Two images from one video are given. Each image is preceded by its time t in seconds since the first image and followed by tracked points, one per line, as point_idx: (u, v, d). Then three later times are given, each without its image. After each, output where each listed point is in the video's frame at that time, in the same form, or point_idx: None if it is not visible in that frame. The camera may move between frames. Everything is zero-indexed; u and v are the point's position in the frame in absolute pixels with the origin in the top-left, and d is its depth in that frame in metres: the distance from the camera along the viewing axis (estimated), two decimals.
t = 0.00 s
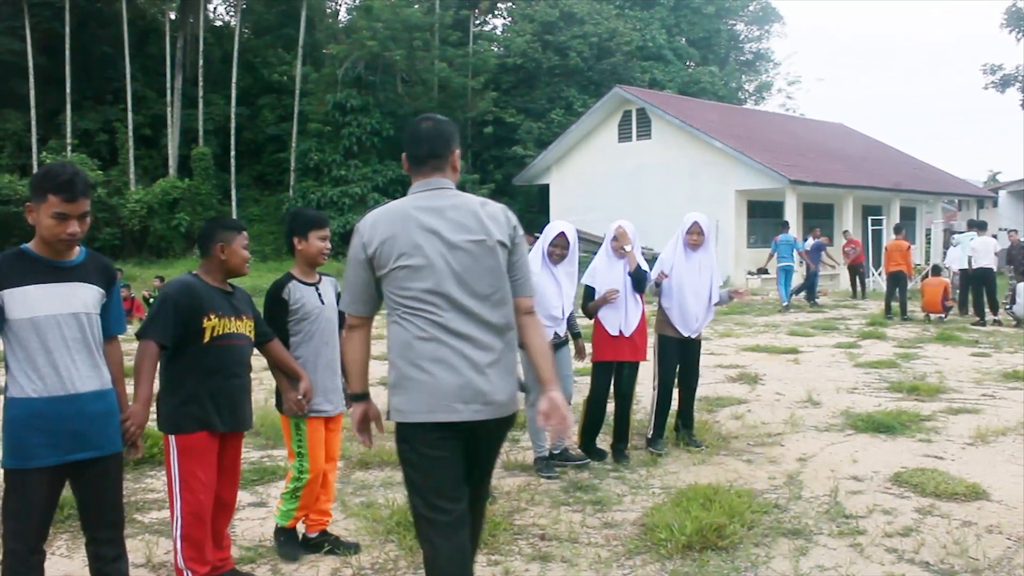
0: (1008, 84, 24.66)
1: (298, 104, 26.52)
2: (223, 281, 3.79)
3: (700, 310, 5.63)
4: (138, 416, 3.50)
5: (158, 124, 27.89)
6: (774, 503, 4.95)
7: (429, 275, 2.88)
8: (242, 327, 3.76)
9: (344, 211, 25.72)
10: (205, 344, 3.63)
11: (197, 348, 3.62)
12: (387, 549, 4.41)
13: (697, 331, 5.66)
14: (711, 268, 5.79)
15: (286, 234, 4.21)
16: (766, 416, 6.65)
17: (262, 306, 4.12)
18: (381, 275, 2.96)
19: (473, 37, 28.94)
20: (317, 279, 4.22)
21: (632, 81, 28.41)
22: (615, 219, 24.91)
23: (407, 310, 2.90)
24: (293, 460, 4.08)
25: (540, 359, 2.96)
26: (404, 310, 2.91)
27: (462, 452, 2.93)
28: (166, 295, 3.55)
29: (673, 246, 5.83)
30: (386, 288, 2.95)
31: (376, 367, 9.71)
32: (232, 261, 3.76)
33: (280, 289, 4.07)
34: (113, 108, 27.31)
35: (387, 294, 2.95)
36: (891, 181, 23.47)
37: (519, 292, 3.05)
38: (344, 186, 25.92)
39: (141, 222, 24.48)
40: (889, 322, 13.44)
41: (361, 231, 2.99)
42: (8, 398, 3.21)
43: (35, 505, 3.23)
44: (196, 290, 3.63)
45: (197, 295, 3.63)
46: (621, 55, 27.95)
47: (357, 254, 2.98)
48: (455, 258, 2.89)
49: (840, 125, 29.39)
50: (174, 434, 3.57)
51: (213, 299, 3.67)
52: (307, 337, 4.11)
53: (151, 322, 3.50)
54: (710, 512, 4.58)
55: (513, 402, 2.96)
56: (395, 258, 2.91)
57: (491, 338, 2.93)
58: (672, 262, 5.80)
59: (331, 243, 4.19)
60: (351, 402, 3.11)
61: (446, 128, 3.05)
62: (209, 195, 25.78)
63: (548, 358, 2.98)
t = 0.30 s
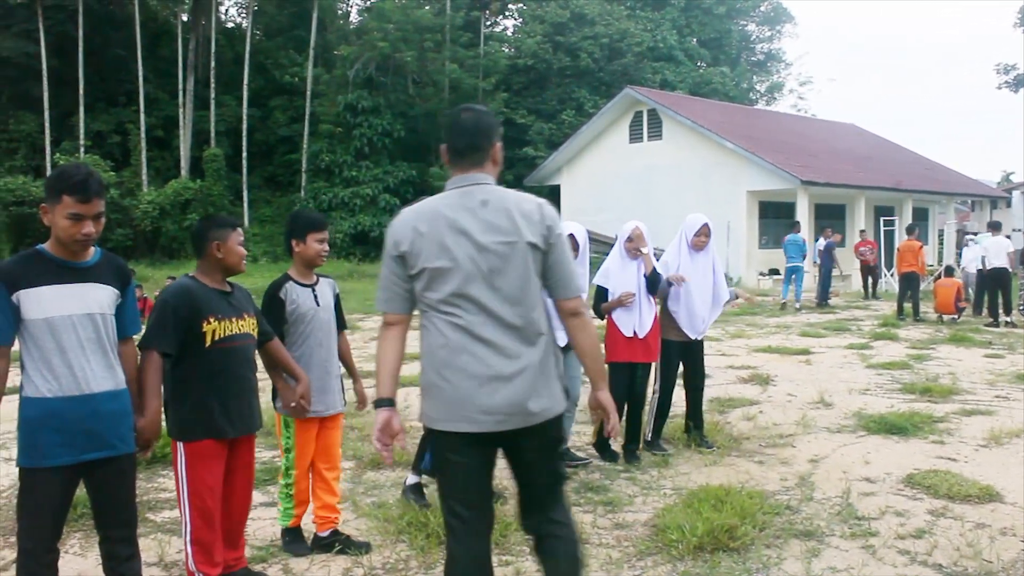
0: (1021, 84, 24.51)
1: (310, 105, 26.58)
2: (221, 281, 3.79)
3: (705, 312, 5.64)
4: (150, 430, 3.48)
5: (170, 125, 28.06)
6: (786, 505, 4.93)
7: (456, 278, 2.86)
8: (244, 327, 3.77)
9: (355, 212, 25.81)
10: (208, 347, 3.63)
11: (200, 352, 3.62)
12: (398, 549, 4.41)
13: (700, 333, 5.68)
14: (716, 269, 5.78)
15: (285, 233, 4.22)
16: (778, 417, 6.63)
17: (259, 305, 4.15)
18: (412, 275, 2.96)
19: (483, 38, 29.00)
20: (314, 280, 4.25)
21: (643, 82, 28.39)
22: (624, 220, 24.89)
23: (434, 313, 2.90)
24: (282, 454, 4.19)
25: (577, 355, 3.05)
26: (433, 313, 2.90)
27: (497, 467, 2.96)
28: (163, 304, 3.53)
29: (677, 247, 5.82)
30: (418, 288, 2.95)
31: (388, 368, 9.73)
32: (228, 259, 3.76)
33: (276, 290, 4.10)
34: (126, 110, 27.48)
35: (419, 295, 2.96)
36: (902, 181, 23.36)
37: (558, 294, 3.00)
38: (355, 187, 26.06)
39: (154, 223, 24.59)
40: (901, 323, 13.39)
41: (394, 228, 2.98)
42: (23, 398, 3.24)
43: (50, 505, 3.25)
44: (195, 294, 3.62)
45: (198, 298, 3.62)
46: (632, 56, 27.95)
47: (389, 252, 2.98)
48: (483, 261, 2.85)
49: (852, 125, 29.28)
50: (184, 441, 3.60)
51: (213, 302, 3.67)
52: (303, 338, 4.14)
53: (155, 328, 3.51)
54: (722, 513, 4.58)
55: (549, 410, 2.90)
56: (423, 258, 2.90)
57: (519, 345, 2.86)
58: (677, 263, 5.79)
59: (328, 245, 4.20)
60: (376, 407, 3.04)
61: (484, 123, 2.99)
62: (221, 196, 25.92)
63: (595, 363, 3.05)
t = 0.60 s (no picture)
0: None
1: (325, 105, 26.59)
2: (228, 282, 3.79)
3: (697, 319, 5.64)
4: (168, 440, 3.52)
5: (186, 126, 28.21)
6: (801, 506, 4.91)
7: (553, 287, 2.68)
8: (252, 330, 3.78)
9: (370, 212, 25.87)
10: (218, 354, 3.64)
11: (208, 360, 3.63)
12: (414, 549, 4.42)
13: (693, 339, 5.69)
14: (711, 275, 5.88)
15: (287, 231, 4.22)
16: (794, 418, 6.61)
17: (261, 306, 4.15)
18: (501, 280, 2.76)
19: (497, 38, 29.01)
20: (317, 278, 4.25)
21: (658, 81, 28.34)
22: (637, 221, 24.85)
23: (524, 320, 2.72)
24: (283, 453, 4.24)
25: (651, 373, 2.94)
26: (524, 323, 2.72)
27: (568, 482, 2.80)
28: (171, 310, 3.54)
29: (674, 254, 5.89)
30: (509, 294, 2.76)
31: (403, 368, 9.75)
32: (234, 259, 3.76)
33: (279, 290, 4.12)
34: (142, 111, 27.61)
35: (508, 303, 2.77)
36: (917, 181, 23.21)
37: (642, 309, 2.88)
38: (370, 187, 26.13)
39: (170, 224, 24.68)
40: (917, 323, 13.30)
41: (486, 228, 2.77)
42: (44, 397, 3.25)
43: (71, 505, 3.28)
44: (202, 300, 3.63)
45: (205, 305, 3.63)
46: (647, 56, 27.91)
47: (479, 255, 2.76)
48: (583, 269, 2.70)
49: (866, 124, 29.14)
50: (196, 446, 3.64)
51: (219, 306, 3.67)
52: (306, 338, 4.16)
53: (168, 336, 3.52)
54: (737, 515, 4.56)
55: (634, 427, 2.76)
56: (518, 261, 2.71)
57: (612, 358, 2.71)
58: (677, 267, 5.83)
59: (330, 243, 4.20)
60: (449, 404, 3.01)
61: (581, 124, 2.86)
62: (236, 196, 26.02)
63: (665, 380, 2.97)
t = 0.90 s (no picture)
0: None
1: (339, 106, 26.66)
2: (251, 279, 3.82)
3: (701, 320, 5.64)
4: (198, 436, 3.50)
5: (202, 127, 28.35)
6: (817, 507, 4.89)
7: (643, 276, 2.66)
8: (275, 327, 3.79)
9: (384, 212, 25.92)
10: (236, 348, 3.66)
11: (229, 355, 3.65)
12: (429, 548, 4.43)
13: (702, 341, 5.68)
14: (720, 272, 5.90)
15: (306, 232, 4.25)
16: (809, 419, 6.58)
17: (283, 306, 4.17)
18: (589, 265, 2.74)
19: (512, 38, 29.01)
20: (337, 278, 4.27)
21: (673, 81, 28.27)
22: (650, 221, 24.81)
23: (610, 311, 2.69)
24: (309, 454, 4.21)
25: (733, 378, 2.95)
26: (610, 311, 2.70)
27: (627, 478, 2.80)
28: (192, 306, 3.57)
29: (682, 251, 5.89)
30: (596, 280, 2.74)
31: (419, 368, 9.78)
32: (257, 257, 3.79)
33: (300, 289, 4.14)
34: (158, 112, 27.73)
35: (595, 290, 2.75)
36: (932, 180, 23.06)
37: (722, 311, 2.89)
38: (384, 187, 26.17)
39: (186, 224, 24.76)
40: (934, 324, 13.22)
41: (579, 211, 2.76)
42: (61, 396, 3.28)
43: (88, 502, 3.29)
44: (221, 295, 3.65)
45: (227, 301, 3.66)
46: (661, 55, 27.86)
47: (570, 237, 2.74)
48: (674, 261, 2.68)
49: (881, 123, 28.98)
50: (217, 441, 3.64)
51: (240, 303, 3.69)
52: (327, 336, 4.17)
53: (191, 329, 3.55)
54: (752, 516, 4.56)
55: (710, 429, 2.74)
56: (611, 249, 2.69)
57: (694, 358, 2.70)
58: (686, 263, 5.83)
59: (349, 243, 4.22)
60: (543, 400, 2.93)
61: (681, 119, 2.84)
62: (252, 197, 26.15)
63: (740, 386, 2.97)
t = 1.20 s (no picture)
0: None
1: (350, 106, 26.73)
2: (278, 280, 3.86)
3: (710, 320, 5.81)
4: (222, 425, 3.55)
5: (213, 127, 28.49)
6: (827, 508, 4.88)
7: (703, 284, 2.56)
8: (297, 329, 3.81)
9: (394, 212, 26.00)
10: (259, 343, 3.67)
11: (253, 351, 3.66)
12: (438, 547, 4.43)
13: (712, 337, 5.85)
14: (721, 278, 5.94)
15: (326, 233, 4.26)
16: (819, 419, 6.57)
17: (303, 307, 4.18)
18: (644, 269, 2.63)
19: (522, 38, 29.04)
20: (356, 279, 4.29)
21: (683, 80, 28.21)
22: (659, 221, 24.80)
23: (670, 320, 2.58)
24: (339, 457, 4.15)
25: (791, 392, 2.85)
26: (665, 319, 2.59)
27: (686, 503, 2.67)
28: (223, 297, 3.61)
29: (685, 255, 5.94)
30: (649, 285, 2.63)
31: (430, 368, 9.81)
32: (284, 257, 3.84)
33: (321, 290, 4.15)
34: (169, 112, 27.90)
35: (647, 295, 2.64)
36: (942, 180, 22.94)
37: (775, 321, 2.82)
38: (394, 187, 26.23)
39: (197, 224, 24.87)
40: (946, 324, 13.18)
41: (634, 212, 2.65)
42: (73, 395, 3.29)
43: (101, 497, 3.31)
44: (251, 291, 3.69)
45: (254, 295, 3.69)
46: (672, 55, 27.82)
47: (623, 238, 2.63)
48: (733, 269, 2.59)
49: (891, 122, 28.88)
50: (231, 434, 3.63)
51: (267, 299, 3.73)
52: (348, 337, 4.17)
53: (216, 320, 3.58)
54: (761, 516, 4.55)
55: (760, 443, 2.67)
56: (672, 253, 2.58)
57: (752, 368, 2.61)
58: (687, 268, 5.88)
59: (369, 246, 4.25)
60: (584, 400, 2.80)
61: (740, 118, 2.75)
62: (262, 196, 26.26)
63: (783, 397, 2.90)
